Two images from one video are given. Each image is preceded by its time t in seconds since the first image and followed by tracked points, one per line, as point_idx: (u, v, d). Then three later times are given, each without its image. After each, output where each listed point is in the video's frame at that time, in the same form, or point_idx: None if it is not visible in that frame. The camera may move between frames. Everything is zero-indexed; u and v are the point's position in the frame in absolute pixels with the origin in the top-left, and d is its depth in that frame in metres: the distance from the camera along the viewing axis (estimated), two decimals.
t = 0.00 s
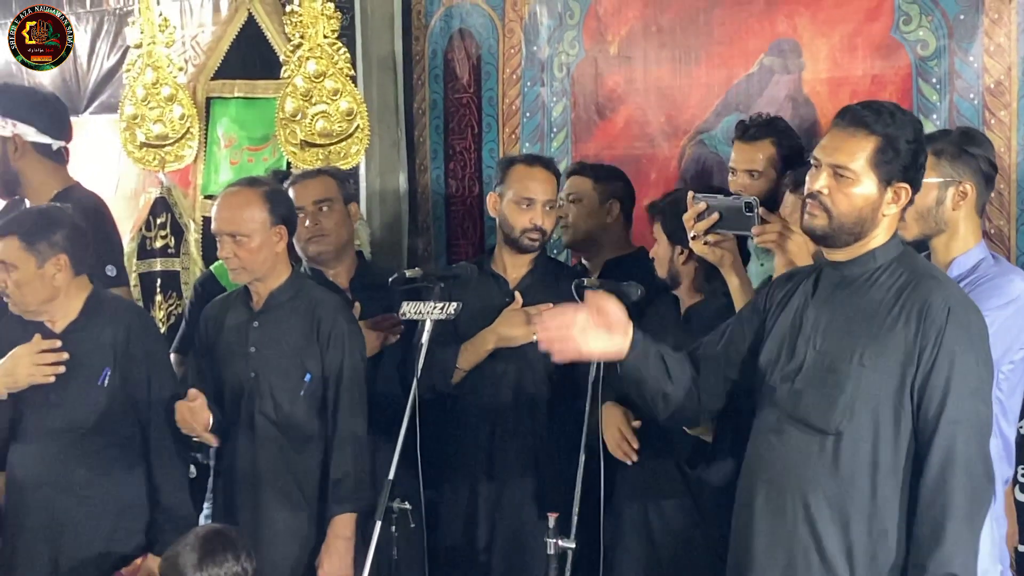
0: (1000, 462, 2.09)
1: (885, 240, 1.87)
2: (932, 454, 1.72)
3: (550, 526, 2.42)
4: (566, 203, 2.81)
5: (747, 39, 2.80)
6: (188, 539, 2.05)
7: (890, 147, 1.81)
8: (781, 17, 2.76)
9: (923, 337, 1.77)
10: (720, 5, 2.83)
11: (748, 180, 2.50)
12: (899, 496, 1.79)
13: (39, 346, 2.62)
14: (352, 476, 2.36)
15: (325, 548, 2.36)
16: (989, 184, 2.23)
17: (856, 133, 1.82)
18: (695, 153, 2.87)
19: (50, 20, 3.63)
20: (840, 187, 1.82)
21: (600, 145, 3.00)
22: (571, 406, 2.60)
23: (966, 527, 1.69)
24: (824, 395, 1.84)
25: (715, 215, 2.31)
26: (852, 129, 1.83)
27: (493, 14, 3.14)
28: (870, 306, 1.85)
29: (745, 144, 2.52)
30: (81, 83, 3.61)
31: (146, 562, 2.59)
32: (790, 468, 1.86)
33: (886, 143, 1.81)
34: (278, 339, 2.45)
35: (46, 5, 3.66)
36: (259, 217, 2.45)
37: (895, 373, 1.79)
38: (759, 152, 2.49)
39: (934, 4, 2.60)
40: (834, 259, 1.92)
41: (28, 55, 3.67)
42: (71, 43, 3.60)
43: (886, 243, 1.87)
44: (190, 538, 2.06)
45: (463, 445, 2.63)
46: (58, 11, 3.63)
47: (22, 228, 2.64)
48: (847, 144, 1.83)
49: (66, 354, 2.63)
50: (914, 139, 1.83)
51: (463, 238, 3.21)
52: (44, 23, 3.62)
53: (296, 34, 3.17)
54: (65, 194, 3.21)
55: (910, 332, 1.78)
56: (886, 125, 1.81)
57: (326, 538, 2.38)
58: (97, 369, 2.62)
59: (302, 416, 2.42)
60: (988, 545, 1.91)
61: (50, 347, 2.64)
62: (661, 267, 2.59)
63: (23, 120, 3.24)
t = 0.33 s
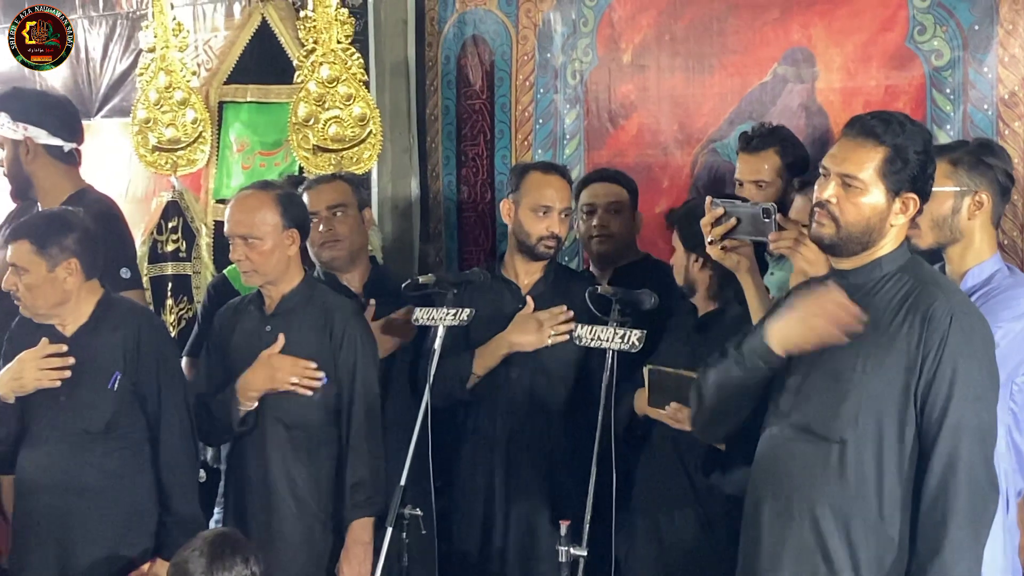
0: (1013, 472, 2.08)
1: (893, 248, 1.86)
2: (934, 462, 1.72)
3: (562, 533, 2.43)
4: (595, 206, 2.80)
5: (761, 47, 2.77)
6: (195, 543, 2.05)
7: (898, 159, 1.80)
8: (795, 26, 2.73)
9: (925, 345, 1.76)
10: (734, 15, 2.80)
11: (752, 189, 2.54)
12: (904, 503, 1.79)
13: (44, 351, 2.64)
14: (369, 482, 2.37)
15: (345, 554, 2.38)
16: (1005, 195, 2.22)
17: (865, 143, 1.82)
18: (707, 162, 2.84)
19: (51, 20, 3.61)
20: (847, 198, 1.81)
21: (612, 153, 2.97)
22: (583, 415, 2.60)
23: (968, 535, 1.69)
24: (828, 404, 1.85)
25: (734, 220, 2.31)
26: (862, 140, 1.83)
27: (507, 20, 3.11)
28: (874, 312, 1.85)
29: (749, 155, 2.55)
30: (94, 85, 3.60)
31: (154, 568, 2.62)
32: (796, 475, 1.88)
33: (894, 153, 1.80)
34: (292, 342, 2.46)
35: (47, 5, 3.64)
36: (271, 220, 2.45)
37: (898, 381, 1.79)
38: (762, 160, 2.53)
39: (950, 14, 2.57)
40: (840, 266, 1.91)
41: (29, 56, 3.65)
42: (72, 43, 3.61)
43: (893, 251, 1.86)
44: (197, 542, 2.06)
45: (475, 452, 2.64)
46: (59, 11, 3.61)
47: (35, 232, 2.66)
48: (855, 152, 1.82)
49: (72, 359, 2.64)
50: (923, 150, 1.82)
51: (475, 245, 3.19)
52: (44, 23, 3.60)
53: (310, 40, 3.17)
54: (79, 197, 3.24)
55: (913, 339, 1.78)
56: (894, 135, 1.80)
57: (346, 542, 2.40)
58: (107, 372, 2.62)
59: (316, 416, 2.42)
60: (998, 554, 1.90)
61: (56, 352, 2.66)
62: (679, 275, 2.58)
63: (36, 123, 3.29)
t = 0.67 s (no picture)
0: None
1: (910, 253, 1.85)
2: (948, 467, 1.70)
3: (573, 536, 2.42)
4: (605, 214, 2.84)
5: (773, 51, 2.74)
6: (201, 545, 2.04)
7: (915, 163, 1.79)
8: (808, 31, 2.69)
9: (942, 350, 1.75)
10: (746, 19, 2.77)
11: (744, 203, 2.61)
12: (917, 509, 1.78)
13: (52, 353, 2.64)
14: (381, 486, 2.38)
15: (354, 557, 2.37)
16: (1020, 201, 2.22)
17: (882, 149, 1.80)
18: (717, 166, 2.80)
19: (50, 20, 3.66)
20: (865, 204, 1.80)
21: (623, 157, 2.95)
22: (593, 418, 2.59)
23: (980, 542, 1.67)
24: (843, 407, 1.85)
25: (746, 223, 2.29)
26: (880, 145, 1.81)
27: (519, 24, 3.11)
28: (891, 317, 1.85)
29: (736, 169, 2.64)
30: (104, 87, 3.59)
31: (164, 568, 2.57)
32: (810, 478, 1.88)
33: (912, 159, 1.79)
34: (309, 346, 2.45)
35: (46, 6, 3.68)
36: (289, 222, 2.44)
37: (914, 385, 1.78)
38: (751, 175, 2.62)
39: (963, 18, 2.52)
40: (857, 272, 1.92)
41: (28, 56, 3.69)
42: (72, 43, 3.64)
43: (910, 255, 1.86)
44: (204, 544, 2.05)
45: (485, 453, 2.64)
46: (58, 12, 3.66)
47: (42, 233, 2.65)
48: (872, 158, 1.81)
49: (81, 359, 2.64)
50: (939, 155, 1.81)
51: (485, 248, 3.18)
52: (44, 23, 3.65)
53: (322, 42, 3.19)
54: (89, 197, 3.27)
55: (929, 344, 1.77)
56: (911, 141, 1.79)
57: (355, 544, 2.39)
58: (115, 373, 2.61)
59: (328, 421, 2.42)
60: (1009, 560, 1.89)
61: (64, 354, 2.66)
62: (687, 284, 2.58)
63: (43, 125, 3.30)
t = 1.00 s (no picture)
0: None
1: (919, 254, 1.84)
2: (957, 468, 1.70)
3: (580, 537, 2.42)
4: (611, 214, 2.81)
5: (781, 52, 2.72)
6: (205, 545, 2.04)
7: (920, 164, 1.78)
8: (817, 32, 2.67)
9: (949, 350, 1.74)
10: (755, 20, 2.76)
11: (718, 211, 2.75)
12: (926, 510, 1.77)
13: (58, 349, 2.66)
14: (392, 487, 2.38)
15: (366, 558, 2.38)
16: None
17: (886, 150, 1.80)
18: (726, 168, 2.80)
19: (50, 20, 3.65)
20: (872, 206, 1.80)
21: (631, 158, 2.94)
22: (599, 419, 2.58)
23: (990, 543, 1.67)
24: (851, 408, 1.84)
25: (750, 218, 2.25)
26: (884, 147, 1.81)
27: (526, 25, 3.10)
28: (898, 317, 1.83)
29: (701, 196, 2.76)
30: (111, 88, 3.58)
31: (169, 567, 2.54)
32: (817, 480, 1.87)
33: (917, 159, 1.78)
34: (316, 345, 2.49)
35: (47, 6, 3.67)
36: (299, 222, 2.48)
37: (922, 386, 1.77)
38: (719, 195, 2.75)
39: (973, 20, 2.50)
40: (866, 272, 1.90)
41: (28, 56, 3.66)
42: (71, 43, 3.65)
43: (919, 257, 1.84)
44: (208, 544, 2.05)
45: (491, 454, 2.63)
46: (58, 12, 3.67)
47: (49, 232, 2.69)
48: (878, 160, 1.80)
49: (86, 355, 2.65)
50: (945, 155, 1.80)
51: (493, 250, 3.18)
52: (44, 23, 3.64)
53: (330, 43, 3.18)
54: (98, 197, 3.30)
55: (937, 344, 1.76)
56: (916, 141, 1.78)
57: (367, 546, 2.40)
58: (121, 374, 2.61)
59: (337, 426, 2.45)
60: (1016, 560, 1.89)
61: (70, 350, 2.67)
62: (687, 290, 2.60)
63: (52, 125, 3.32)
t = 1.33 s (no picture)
0: None
1: (926, 258, 1.84)
2: (967, 473, 1.69)
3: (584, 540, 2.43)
4: (621, 226, 2.76)
5: (788, 54, 2.71)
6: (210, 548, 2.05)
7: (929, 167, 1.78)
8: (824, 34, 2.66)
9: (961, 355, 1.74)
10: (762, 21, 2.75)
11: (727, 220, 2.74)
12: (935, 515, 1.77)
13: (99, 358, 2.59)
14: (396, 491, 2.40)
15: (366, 561, 2.40)
16: None
17: (894, 153, 1.79)
18: (733, 169, 2.79)
19: (51, 20, 3.65)
20: (881, 209, 1.79)
21: (638, 159, 2.94)
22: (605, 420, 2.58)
23: (999, 548, 1.67)
24: (861, 412, 1.84)
25: (759, 215, 2.35)
26: (891, 149, 1.80)
27: (533, 26, 3.10)
28: (909, 322, 1.83)
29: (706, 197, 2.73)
30: (117, 88, 3.58)
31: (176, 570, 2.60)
32: (827, 483, 1.87)
33: (925, 161, 1.78)
34: (326, 348, 2.50)
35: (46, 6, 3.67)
36: (309, 225, 2.47)
37: (933, 390, 1.77)
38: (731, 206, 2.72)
39: (979, 22, 2.48)
40: (875, 277, 1.90)
41: (29, 56, 3.67)
42: (71, 44, 3.65)
43: (926, 261, 1.84)
44: (213, 546, 2.05)
45: (496, 456, 2.63)
46: (59, 12, 3.67)
47: (58, 232, 2.66)
48: (886, 163, 1.80)
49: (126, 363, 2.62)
50: (953, 156, 1.80)
51: (499, 250, 3.18)
52: (44, 23, 3.64)
53: (336, 44, 3.18)
54: (104, 198, 3.31)
55: (949, 349, 1.76)
56: (923, 143, 1.78)
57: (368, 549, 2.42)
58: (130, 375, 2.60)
59: (347, 426, 2.46)
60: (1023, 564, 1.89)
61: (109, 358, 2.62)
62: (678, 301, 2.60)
63: (63, 124, 3.35)
